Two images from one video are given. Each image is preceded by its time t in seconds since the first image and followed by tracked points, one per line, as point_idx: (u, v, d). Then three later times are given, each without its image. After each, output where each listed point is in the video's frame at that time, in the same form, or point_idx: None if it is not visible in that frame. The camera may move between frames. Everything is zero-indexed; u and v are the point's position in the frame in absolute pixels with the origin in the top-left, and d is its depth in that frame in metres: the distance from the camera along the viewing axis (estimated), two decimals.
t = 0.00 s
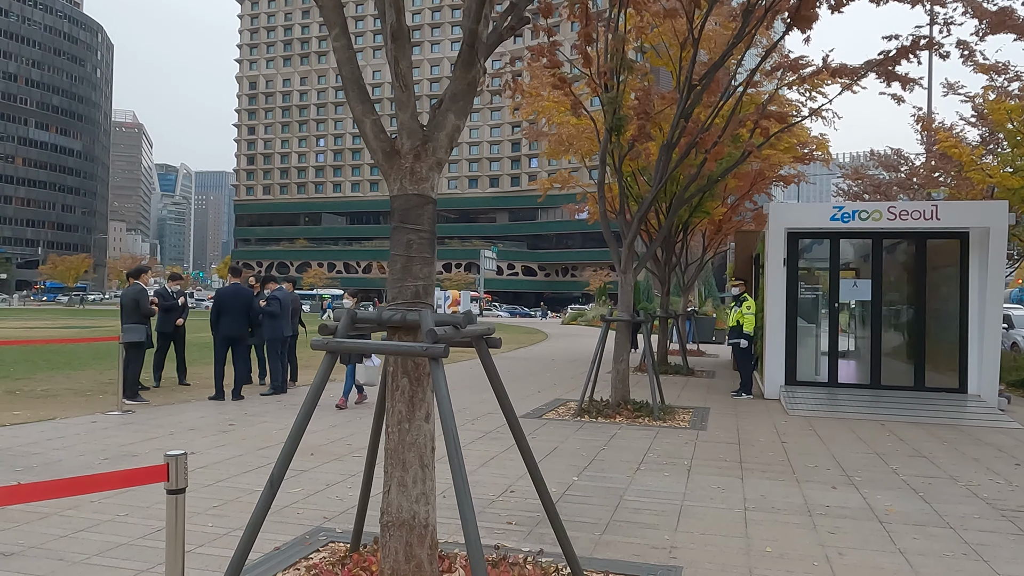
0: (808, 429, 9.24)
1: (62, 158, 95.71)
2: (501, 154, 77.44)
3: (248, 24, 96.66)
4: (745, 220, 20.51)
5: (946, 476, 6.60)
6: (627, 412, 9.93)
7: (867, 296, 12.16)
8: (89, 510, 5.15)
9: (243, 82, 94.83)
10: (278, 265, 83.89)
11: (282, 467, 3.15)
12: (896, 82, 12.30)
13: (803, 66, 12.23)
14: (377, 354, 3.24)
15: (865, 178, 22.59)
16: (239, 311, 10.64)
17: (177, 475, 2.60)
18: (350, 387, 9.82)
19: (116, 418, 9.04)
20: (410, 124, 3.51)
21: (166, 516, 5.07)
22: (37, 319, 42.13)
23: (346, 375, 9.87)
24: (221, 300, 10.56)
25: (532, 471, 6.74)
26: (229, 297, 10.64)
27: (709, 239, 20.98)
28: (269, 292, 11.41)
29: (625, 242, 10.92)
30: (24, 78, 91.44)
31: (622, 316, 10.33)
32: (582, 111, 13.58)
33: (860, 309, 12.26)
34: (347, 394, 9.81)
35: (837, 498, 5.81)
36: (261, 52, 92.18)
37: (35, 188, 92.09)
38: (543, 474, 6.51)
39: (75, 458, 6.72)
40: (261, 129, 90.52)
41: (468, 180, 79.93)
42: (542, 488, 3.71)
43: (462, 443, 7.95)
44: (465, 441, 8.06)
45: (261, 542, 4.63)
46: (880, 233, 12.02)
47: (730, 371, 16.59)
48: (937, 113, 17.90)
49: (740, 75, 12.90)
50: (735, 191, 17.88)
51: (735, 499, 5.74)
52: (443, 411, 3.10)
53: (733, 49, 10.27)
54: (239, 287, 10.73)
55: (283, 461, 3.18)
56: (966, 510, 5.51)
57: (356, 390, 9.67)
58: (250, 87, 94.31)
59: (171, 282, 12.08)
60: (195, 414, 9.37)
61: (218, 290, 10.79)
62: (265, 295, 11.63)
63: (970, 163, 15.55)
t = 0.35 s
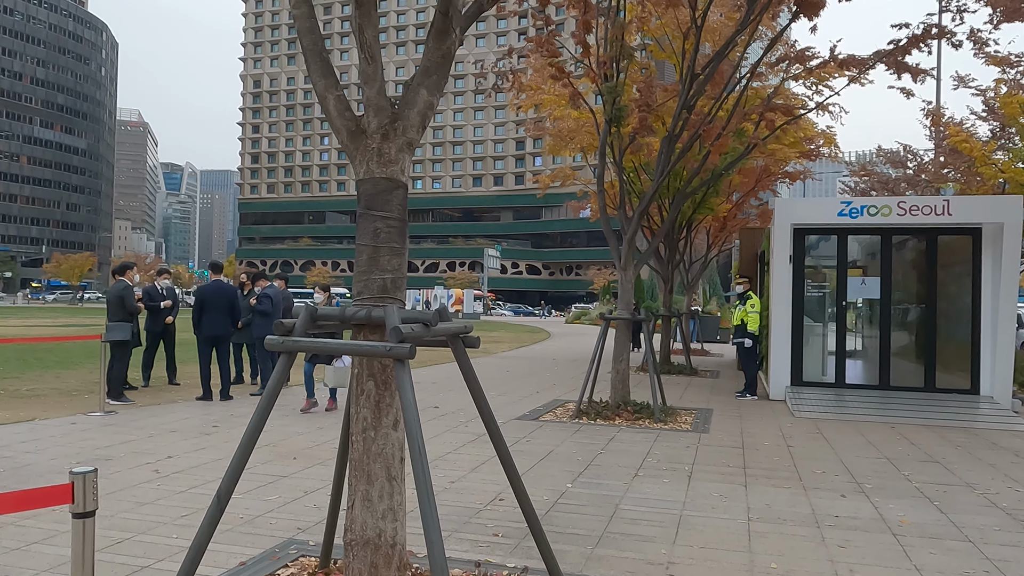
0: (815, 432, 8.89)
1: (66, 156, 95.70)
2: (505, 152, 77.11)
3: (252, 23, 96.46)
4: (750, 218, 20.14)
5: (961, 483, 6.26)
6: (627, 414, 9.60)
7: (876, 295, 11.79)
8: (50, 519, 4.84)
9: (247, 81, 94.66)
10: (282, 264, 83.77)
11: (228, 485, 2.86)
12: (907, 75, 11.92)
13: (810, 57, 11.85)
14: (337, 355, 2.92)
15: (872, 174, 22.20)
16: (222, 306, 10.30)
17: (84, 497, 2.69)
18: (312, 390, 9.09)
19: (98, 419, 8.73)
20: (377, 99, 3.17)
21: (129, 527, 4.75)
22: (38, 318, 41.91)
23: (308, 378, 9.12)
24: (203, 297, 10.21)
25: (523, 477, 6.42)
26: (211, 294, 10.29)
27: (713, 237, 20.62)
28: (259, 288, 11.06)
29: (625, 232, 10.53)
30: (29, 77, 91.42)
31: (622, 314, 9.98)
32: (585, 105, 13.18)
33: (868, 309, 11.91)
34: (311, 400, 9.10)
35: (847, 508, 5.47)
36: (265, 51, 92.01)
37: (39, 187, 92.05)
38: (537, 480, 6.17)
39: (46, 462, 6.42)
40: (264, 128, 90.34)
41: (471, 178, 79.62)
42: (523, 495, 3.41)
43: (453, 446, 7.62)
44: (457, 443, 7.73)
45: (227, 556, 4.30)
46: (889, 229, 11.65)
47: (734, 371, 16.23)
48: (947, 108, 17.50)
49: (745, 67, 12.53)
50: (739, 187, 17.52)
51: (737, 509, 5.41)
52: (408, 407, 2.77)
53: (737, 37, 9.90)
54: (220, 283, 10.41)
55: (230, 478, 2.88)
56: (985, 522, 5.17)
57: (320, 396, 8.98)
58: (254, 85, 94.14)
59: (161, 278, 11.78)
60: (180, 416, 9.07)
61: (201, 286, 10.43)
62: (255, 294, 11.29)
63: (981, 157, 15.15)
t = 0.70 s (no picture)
0: (817, 437, 8.57)
1: (67, 155, 95.50)
2: (506, 151, 76.80)
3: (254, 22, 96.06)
4: (751, 216, 19.85)
5: (971, 495, 5.94)
6: (623, 418, 9.28)
7: (879, 295, 11.50)
8: None
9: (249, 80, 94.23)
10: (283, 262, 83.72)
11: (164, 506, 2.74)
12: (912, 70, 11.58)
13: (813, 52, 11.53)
14: (282, 365, 2.63)
15: (875, 173, 21.88)
16: (202, 306, 10.22)
17: None
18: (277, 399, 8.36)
19: (74, 424, 8.44)
20: (333, 82, 2.89)
21: (84, 544, 4.45)
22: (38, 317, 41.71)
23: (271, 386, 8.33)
24: (182, 298, 10.15)
25: (510, 487, 6.12)
26: (190, 295, 10.22)
27: (714, 236, 20.36)
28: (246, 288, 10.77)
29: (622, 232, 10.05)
30: (30, 75, 91.20)
31: (618, 315, 9.63)
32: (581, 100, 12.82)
33: (870, 309, 11.62)
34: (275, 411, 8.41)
35: (852, 523, 5.15)
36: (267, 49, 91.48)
37: (40, 185, 91.87)
38: (524, 491, 5.86)
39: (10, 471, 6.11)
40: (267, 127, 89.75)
41: (472, 177, 79.32)
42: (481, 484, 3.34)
43: (440, 452, 7.31)
44: (444, 449, 7.42)
45: None
46: (892, 227, 11.36)
47: (735, 372, 15.90)
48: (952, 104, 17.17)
49: (745, 61, 12.21)
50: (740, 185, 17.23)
51: (733, 524, 5.10)
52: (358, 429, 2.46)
53: (738, 28, 9.54)
54: (199, 283, 10.35)
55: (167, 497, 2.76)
56: (997, 538, 4.86)
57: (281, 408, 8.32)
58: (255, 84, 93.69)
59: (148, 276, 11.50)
60: (160, 421, 8.76)
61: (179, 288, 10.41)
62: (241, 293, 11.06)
63: (987, 155, 14.85)
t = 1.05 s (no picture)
0: (826, 440, 8.22)
1: (70, 155, 95.45)
2: (508, 151, 76.51)
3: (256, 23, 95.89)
4: (754, 214, 19.57)
5: (992, 503, 5.60)
6: (623, 421, 8.94)
7: (889, 293, 11.13)
8: None
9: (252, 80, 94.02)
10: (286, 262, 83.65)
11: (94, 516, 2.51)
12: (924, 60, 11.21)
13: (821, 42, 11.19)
14: (226, 363, 2.29)
15: (881, 170, 21.53)
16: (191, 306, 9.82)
17: None
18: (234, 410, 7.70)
19: (53, 427, 8.11)
20: (287, 43, 2.58)
21: (39, 558, 4.11)
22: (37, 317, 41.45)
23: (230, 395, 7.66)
24: (169, 295, 9.71)
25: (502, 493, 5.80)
26: (178, 291, 9.76)
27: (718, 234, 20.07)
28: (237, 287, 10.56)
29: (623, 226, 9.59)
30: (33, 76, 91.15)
31: (618, 313, 9.24)
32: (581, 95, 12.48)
33: (878, 309, 11.23)
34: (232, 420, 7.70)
35: (868, 534, 4.81)
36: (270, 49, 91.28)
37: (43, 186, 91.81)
38: (517, 498, 5.51)
39: None
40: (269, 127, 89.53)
41: (474, 177, 79.06)
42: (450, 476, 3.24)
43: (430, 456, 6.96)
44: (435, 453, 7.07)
45: None
46: (903, 223, 10.98)
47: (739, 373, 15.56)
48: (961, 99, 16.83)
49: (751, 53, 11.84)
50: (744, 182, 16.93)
51: (739, 534, 4.77)
52: (311, 438, 2.14)
53: (743, 13, 9.13)
54: (187, 280, 9.87)
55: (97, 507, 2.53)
56: None
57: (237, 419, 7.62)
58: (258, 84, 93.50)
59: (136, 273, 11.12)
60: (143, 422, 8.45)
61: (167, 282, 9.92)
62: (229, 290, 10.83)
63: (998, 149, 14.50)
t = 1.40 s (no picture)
0: (836, 448, 7.86)
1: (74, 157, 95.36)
2: (511, 151, 76.18)
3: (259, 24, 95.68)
4: (759, 213, 19.26)
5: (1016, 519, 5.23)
6: (624, 427, 8.59)
7: (899, 294, 10.74)
8: None
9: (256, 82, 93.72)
10: (290, 263, 83.34)
11: (3, 528, 2.43)
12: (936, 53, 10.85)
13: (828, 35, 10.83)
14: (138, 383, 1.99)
15: (888, 167, 21.13)
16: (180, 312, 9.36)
17: None
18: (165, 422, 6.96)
19: (29, 435, 7.80)
20: (222, 13, 2.50)
21: None
22: (39, 320, 41.09)
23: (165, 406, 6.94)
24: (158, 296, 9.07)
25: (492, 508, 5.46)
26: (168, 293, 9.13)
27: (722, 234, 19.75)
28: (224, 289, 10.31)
29: (623, 226, 9.21)
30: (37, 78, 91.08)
31: (618, 316, 8.85)
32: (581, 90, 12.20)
33: (887, 309, 10.86)
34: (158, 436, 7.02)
35: (885, 555, 4.45)
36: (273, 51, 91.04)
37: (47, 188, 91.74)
38: (508, 515, 5.17)
39: None
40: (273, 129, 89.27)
41: (478, 177, 78.75)
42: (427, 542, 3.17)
43: (420, 467, 6.62)
44: (424, 463, 6.73)
45: None
46: (914, 221, 10.58)
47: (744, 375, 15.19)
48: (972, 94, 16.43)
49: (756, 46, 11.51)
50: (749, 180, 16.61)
51: (745, 557, 4.41)
52: (233, 475, 2.00)
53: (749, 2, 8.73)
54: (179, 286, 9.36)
55: (7, 518, 2.45)
56: None
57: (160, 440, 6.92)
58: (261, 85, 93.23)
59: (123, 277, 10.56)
60: (124, 431, 8.12)
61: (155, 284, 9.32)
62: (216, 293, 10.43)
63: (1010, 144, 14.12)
